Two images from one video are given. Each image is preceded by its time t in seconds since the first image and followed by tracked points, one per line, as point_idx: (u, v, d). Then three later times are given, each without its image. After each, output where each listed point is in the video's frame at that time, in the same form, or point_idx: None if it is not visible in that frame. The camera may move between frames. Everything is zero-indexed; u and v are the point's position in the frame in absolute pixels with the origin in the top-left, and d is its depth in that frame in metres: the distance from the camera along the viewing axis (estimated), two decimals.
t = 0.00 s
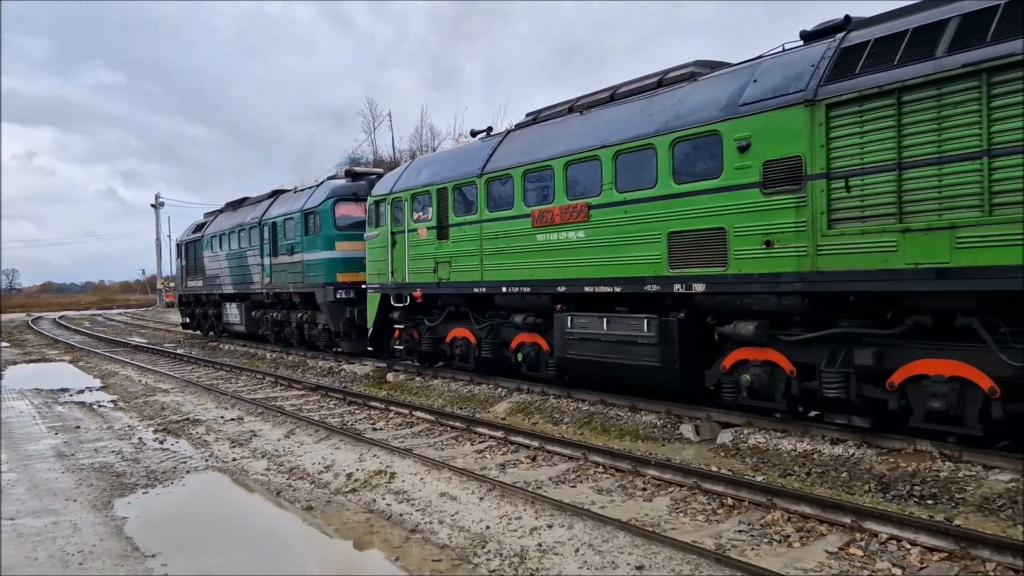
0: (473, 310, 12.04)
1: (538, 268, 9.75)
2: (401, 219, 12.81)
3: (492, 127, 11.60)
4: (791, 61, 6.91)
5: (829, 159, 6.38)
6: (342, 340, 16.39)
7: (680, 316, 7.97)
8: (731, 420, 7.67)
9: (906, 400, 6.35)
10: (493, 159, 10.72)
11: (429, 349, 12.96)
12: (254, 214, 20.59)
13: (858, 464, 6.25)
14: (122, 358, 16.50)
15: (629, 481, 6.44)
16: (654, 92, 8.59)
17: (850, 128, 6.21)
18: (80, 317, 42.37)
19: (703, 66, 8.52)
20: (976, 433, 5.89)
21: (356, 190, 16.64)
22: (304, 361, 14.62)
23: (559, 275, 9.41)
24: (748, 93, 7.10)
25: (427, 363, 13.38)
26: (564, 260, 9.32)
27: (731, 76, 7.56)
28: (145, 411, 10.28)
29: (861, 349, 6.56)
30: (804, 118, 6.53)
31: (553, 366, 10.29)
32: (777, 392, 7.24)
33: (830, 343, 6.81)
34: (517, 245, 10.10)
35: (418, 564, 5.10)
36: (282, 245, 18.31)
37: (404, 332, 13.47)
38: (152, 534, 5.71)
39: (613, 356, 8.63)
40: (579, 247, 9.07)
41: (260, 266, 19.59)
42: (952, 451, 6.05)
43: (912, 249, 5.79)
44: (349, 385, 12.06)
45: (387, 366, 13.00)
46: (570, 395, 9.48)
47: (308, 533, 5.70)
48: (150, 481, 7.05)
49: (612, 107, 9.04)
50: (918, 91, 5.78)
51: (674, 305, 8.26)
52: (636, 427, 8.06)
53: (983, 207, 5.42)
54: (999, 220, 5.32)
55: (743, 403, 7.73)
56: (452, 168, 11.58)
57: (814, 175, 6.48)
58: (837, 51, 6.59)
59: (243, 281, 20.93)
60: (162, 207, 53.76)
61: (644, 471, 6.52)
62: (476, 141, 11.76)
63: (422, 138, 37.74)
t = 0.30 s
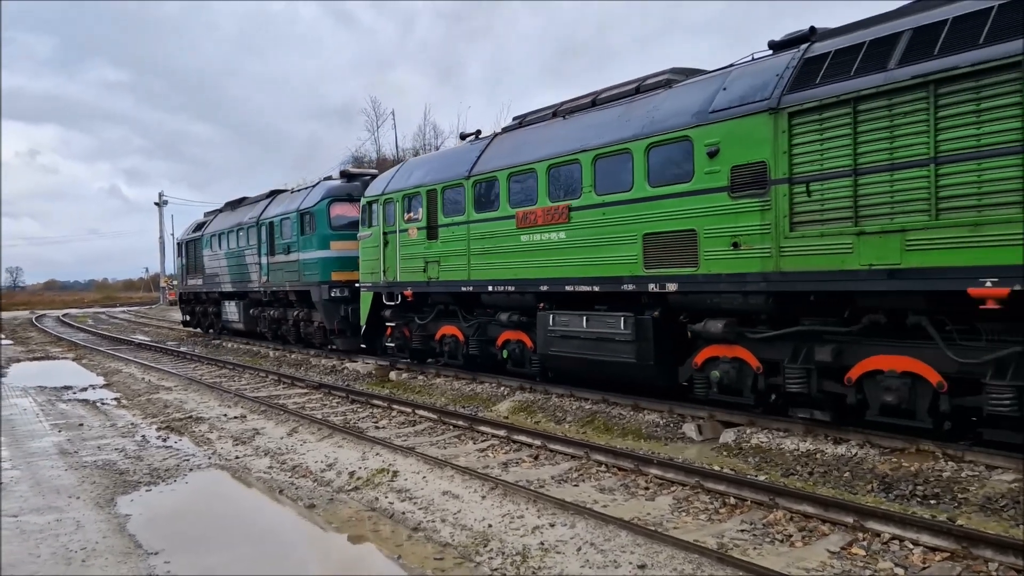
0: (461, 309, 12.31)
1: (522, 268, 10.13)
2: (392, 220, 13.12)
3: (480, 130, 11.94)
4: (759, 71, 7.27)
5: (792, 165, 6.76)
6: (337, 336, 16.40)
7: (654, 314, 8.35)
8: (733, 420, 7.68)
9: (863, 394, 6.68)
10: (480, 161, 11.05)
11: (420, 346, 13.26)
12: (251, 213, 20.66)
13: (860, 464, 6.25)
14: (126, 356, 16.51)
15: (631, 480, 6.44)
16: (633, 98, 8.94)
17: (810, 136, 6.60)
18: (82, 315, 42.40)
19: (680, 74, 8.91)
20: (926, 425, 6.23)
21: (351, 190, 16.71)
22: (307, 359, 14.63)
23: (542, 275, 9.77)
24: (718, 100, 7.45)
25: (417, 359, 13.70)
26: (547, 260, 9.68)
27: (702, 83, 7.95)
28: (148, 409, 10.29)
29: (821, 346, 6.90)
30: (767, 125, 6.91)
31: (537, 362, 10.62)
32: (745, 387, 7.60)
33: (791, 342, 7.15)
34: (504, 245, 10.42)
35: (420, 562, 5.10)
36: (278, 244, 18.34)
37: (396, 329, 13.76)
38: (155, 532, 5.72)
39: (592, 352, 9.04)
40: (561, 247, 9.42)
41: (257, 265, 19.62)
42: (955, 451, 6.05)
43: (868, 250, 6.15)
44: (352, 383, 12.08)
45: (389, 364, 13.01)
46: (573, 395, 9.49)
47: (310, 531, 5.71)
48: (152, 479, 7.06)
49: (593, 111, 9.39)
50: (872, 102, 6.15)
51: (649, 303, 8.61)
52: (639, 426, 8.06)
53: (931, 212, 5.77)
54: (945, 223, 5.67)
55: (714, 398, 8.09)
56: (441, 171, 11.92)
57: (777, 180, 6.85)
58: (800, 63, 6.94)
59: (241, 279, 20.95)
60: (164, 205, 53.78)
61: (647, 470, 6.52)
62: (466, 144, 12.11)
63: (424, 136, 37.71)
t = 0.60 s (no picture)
0: (450, 307, 12.49)
1: (507, 268, 10.31)
2: (384, 220, 13.22)
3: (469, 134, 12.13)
4: (728, 79, 7.51)
5: (757, 169, 7.01)
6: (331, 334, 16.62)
7: (630, 312, 8.65)
8: (736, 419, 7.67)
9: (824, 389, 6.93)
10: (467, 164, 11.26)
11: (410, 344, 13.39)
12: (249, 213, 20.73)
13: (863, 463, 6.24)
14: (129, 355, 16.52)
15: (633, 479, 6.44)
16: (611, 103, 9.17)
17: (773, 142, 6.85)
18: (85, 314, 42.46)
19: (657, 80, 9.10)
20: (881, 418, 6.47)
21: (344, 191, 16.97)
22: (310, 358, 14.64)
23: (526, 274, 9.96)
24: (690, 107, 7.71)
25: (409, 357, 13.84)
26: (530, 260, 9.91)
27: (676, 90, 8.18)
28: (151, 408, 10.30)
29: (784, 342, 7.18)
30: (734, 131, 7.17)
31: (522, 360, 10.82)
32: (716, 383, 7.85)
33: (758, 339, 7.46)
34: (489, 245, 10.61)
35: (422, 561, 5.11)
36: (275, 244, 18.38)
37: (388, 327, 13.93)
38: (158, 530, 5.73)
39: (573, 349, 9.33)
40: (543, 248, 9.66)
41: (255, 264, 19.64)
42: (957, 451, 6.05)
43: (826, 251, 6.42)
44: (354, 382, 12.09)
45: (392, 363, 13.02)
46: (575, 393, 9.49)
47: (313, 529, 5.73)
48: (155, 477, 7.07)
49: (574, 116, 9.63)
50: (830, 110, 6.38)
51: (626, 301, 8.89)
52: (641, 425, 8.06)
53: (883, 215, 6.01)
54: (896, 227, 5.91)
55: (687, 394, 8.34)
56: (431, 172, 12.05)
57: (744, 184, 7.11)
58: (767, 71, 7.17)
59: (239, 278, 20.98)
60: (166, 204, 53.80)
61: (649, 469, 6.52)
62: (455, 146, 12.30)
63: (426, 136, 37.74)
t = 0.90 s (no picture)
0: (448, 305, 12.81)
1: (501, 267, 10.62)
2: (385, 219, 13.50)
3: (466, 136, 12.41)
4: (709, 85, 7.77)
5: (735, 172, 7.28)
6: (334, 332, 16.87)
7: (617, 310, 8.96)
8: (748, 417, 7.65)
9: (799, 381, 7.23)
10: (464, 165, 11.55)
11: (410, 341, 13.77)
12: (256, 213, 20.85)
13: (875, 462, 6.21)
14: (142, 353, 16.63)
15: (645, 477, 6.44)
16: (600, 107, 9.43)
17: (749, 145, 7.12)
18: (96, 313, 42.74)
19: (643, 84, 9.32)
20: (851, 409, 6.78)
21: (347, 193, 17.02)
22: (321, 357, 14.68)
23: (519, 273, 10.26)
24: (672, 111, 7.97)
25: (409, 353, 14.20)
26: (522, 259, 10.21)
27: (659, 95, 8.45)
28: (164, 406, 10.37)
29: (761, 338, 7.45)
30: (713, 135, 7.43)
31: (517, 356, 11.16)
32: (697, 377, 8.18)
33: (737, 335, 7.73)
34: (485, 245, 10.91)
35: (433, 558, 5.12)
36: (280, 244, 18.47)
37: (388, 325, 14.26)
38: (171, 527, 5.76)
39: (564, 345, 9.66)
40: (535, 247, 9.96)
41: (262, 263, 19.75)
42: (971, 449, 6.01)
43: (797, 250, 6.69)
44: (365, 380, 12.13)
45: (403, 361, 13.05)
46: (586, 391, 9.50)
47: (325, 526, 5.75)
48: (168, 475, 7.11)
49: (565, 120, 9.91)
50: (801, 116, 6.64)
51: (613, 299, 9.19)
52: (652, 424, 8.05)
53: (850, 216, 6.26)
54: (862, 227, 6.17)
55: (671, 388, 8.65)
56: (429, 174, 12.34)
57: (722, 186, 7.39)
58: (744, 78, 7.43)
59: (246, 277, 21.09)
60: (177, 204, 54.06)
61: (660, 467, 6.50)
62: (453, 148, 12.57)
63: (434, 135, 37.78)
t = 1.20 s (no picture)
0: (444, 303, 13.10)
1: (494, 266, 10.92)
2: (383, 220, 13.81)
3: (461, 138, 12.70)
4: (689, 90, 8.07)
5: (711, 174, 7.58)
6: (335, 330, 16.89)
7: (602, 307, 9.29)
8: (756, 416, 7.62)
9: (773, 376, 7.43)
10: (458, 167, 11.85)
11: (408, 338, 13.94)
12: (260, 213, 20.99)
13: (885, 460, 6.19)
14: (151, 353, 16.70)
15: (653, 476, 6.43)
16: (588, 111, 9.73)
17: (724, 149, 7.42)
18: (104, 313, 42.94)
19: (630, 88, 9.64)
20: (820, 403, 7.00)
21: (347, 194, 17.26)
22: (329, 355, 14.70)
23: (510, 272, 10.56)
24: (654, 116, 8.27)
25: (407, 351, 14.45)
26: (513, 259, 10.53)
27: (642, 100, 8.75)
28: (173, 404, 10.42)
29: (737, 334, 7.71)
30: (692, 139, 7.73)
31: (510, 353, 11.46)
32: (678, 372, 8.45)
33: (714, 332, 7.97)
34: (478, 245, 11.22)
35: (441, 557, 5.13)
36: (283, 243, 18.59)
37: (387, 323, 14.56)
38: (180, 526, 5.79)
39: (554, 342, 9.97)
40: (525, 247, 10.27)
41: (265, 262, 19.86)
42: (981, 448, 5.99)
43: (770, 250, 6.99)
44: (373, 379, 12.14)
45: (411, 360, 13.05)
46: (594, 390, 9.49)
47: (334, 524, 5.76)
48: (178, 474, 7.14)
49: (554, 123, 10.21)
50: (773, 121, 6.94)
51: (599, 297, 9.51)
52: (661, 422, 8.04)
53: (819, 217, 6.56)
54: (830, 228, 6.46)
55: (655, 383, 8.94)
56: (426, 176, 12.63)
57: (700, 189, 7.69)
58: (720, 83, 7.72)
59: (250, 276, 21.20)
60: (184, 204, 54.35)
61: (668, 465, 6.49)
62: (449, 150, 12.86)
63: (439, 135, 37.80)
